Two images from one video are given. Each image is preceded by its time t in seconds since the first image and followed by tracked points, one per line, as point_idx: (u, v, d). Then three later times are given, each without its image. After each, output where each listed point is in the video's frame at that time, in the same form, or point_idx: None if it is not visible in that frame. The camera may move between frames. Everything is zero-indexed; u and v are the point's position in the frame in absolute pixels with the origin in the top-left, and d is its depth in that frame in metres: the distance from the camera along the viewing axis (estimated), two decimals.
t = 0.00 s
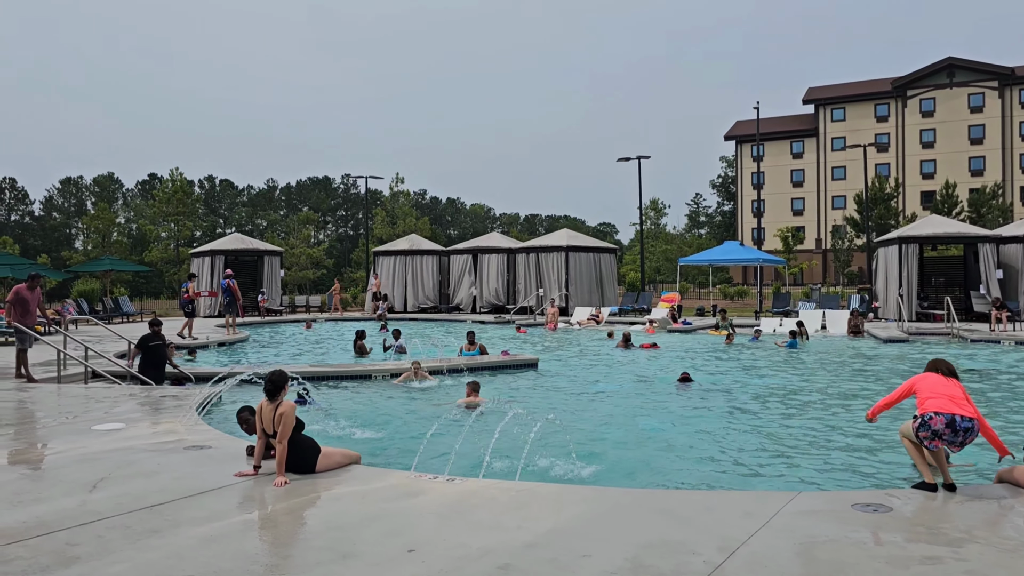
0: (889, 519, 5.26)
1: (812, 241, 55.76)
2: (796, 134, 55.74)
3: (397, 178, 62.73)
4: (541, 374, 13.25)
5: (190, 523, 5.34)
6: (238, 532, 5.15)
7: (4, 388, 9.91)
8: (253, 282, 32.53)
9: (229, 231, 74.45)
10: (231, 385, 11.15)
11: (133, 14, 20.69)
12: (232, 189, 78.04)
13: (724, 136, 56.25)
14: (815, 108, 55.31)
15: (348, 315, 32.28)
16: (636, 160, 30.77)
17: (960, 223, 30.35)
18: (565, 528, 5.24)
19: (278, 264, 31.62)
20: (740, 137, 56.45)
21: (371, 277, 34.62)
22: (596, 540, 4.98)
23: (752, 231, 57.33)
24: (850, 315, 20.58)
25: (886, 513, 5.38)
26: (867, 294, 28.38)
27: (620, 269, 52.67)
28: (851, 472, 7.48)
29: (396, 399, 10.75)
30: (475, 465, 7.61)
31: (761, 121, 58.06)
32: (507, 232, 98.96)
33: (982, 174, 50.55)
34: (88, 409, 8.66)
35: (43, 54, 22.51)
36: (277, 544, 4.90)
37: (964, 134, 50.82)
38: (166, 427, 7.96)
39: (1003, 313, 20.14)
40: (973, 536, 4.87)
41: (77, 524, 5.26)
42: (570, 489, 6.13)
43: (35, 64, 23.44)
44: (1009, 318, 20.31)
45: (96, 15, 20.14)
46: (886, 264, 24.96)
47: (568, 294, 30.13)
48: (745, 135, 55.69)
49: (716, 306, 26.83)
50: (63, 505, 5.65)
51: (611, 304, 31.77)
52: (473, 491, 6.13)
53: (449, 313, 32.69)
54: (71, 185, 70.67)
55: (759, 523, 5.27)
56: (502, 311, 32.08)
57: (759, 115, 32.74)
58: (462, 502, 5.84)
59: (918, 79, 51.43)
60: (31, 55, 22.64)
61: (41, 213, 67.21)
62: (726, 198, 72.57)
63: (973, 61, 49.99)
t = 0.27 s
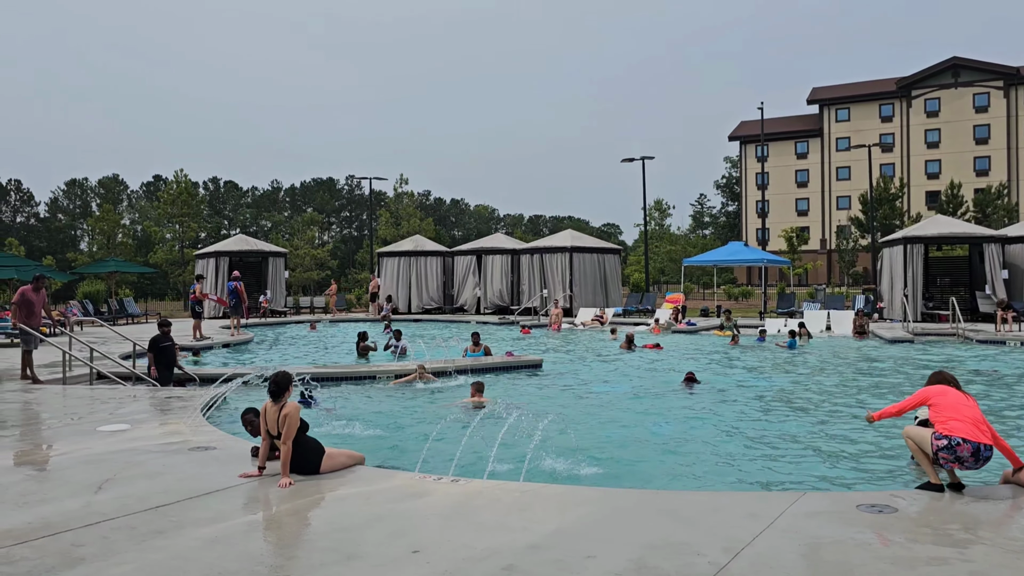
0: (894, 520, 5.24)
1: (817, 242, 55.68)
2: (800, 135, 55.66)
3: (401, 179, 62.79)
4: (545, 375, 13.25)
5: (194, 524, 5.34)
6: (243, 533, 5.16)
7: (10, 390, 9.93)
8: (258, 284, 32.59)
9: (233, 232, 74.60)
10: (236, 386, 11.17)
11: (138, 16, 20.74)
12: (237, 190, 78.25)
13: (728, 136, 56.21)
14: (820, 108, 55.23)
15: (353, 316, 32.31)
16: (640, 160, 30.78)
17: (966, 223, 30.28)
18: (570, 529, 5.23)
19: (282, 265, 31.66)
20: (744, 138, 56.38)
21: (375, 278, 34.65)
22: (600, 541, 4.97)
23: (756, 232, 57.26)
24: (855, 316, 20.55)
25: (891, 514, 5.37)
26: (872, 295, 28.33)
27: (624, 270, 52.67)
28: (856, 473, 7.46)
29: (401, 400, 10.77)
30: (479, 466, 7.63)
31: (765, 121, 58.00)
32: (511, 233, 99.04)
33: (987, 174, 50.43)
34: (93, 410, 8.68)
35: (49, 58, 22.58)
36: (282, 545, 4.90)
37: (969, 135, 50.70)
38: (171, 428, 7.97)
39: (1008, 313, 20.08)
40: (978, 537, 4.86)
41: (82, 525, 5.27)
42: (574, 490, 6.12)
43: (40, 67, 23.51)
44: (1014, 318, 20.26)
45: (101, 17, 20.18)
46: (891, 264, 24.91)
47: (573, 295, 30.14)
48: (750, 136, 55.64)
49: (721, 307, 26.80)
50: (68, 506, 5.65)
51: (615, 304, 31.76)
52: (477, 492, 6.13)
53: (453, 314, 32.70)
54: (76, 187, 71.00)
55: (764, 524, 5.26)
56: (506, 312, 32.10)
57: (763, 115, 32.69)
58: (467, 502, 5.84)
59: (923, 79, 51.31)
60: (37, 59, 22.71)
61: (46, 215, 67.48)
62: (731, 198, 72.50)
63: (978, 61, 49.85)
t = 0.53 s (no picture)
0: (899, 519, 5.22)
1: (820, 241, 55.61)
2: (803, 133, 55.60)
3: (403, 179, 62.82)
4: (549, 374, 13.24)
5: (198, 523, 5.35)
6: (247, 532, 5.16)
7: (14, 389, 9.95)
8: (261, 283, 32.64)
9: (237, 232, 74.78)
10: (239, 385, 11.17)
11: (141, 15, 20.75)
12: (240, 190, 78.43)
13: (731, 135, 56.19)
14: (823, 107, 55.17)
15: (356, 315, 32.35)
16: (644, 160, 30.80)
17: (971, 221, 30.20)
18: (573, 528, 5.23)
19: (286, 265, 31.70)
20: (747, 137, 56.33)
21: (378, 277, 34.68)
22: (604, 540, 4.98)
23: (759, 231, 57.21)
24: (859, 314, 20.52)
25: (895, 513, 5.36)
26: (876, 293, 28.29)
27: (627, 269, 52.70)
28: (859, 471, 7.46)
29: (404, 399, 10.77)
30: (483, 465, 7.64)
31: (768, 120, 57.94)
32: (514, 232, 99.11)
33: (991, 173, 50.34)
34: (97, 409, 8.69)
35: (53, 60, 22.62)
36: (286, 544, 4.91)
37: (973, 133, 50.61)
38: (175, 427, 7.98)
39: (1013, 312, 20.05)
40: (981, 536, 4.85)
41: (87, 524, 5.28)
42: (578, 489, 6.12)
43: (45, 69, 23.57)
44: (1019, 317, 20.21)
45: (104, 17, 20.20)
46: (895, 262, 24.86)
47: (576, 294, 30.14)
48: (753, 135, 55.61)
49: (724, 305, 26.78)
50: (72, 505, 5.66)
51: (619, 303, 31.77)
52: (481, 491, 6.12)
53: (456, 313, 32.72)
54: (80, 187, 71.22)
55: (768, 523, 5.25)
56: (510, 312, 32.11)
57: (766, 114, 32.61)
58: (471, 501, 5.84)
59: (926, 78, 51.23)
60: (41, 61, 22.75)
61: (50, 214, 67.73)
62: (734, 198, 72.45)
63: (981, 59, 49.76)
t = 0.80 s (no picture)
0: (900, 517, 5.22)
1: (823, 239, 55.56)
2: (805, 132, 55.53)
3: (405, 177, 62.81)
4: (550, 373, 13.24)
5: (200, 521, 5.35)
6: (249, 530, 5.16)
7: (17, 387, 9.97)
8: (263, 282, 32.66)
9: (239, 231, 74.90)
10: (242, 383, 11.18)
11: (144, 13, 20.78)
12: (242, 189, 78.52)
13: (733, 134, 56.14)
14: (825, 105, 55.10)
15: (358, 313, 32.37)
16: (645, 158, 30.81)
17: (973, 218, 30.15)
18: (575, 526, 5.23)
19: (288, 264, 31.72)
20: (749, 135, 56.27)
21: (380, 276, 34.69)
22: (606, 538, 4.97)
23: (762, 230, 57.16)
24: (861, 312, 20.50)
25: (897, 511, 5.35)
26: (878, 291, 28.28)
27: (629, 267, 52.70)
28: (861, 469, 7.45)
29: (406, 397, 10.76)
30: (485, 463, 7.62)
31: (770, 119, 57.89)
32: (515, 231, 99.15)
33: (993, 171, 50.24)
34: (99, 408, 8.70)
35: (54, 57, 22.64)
36: (288, 542, 4.91)
37: (975, 131, 50.51)
38: (177, 426, 7.99)
39: (1016, 310, 20.01)
40: (984, 534, 4.84)
41: (89, 522, 5.29)
42: (580, 487, 6.13)
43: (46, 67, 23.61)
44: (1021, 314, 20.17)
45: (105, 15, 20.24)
46: (897, 260, 24.81)
47: (578, 293, 30.15)
48: (755, 133, 55.56)
49: (726, 304, 26.77)
50: (75, 503, 5.67)
51: (620, 302, 31.77)
52: (482, 489, 6.12)
53: (459, 312, 32.73)
54: (82, 186, 71.34)
55: (769, 521, 5.25)
56: (511, 310, 32.11)
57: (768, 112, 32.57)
58: (473, 499, 5.84)
59: (929, 76, 51.13)
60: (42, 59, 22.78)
61: (53, 213, 67.91)
62: (736, 196, 72.40)
63: (984, 57, 49.65)
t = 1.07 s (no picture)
0: (902, 515, 5.22)
1: (824, 238, 55.54)
2: (806, 130, 55.50)
3: (406, 176, 62.80)
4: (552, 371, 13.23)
5: (202, 520, 5.35)
6: (251, 528, 5.17)
7: (20, 386, 9.98)
8: (265, 281, 32.66)
9: (240, 230, 74.94)
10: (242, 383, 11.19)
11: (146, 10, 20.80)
12: (243, 188, 78.57)
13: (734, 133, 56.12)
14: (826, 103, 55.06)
15: (360, 312, 32.36)
16: (647, 156, 30.81)
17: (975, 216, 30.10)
18: (577, 525, 5.23)
19: (289, 262, 31.74)
20: (750, 134, 56.25)
21: (381, 275, 34.68)
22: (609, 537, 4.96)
23: (763, 229, 57.13)
24: (862, 311, 20.49)
25: (899, 509, 5.35)
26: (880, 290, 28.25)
27: (631, 266, 52.72)
28: (862, 468, 7.44)
29: (407, 396, 10.76)
30: (487, 462, 7.62)
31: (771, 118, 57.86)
32: (517, 230, 99.17)
33: (995, 169, 50.18)
34: (101, 407, 8.71)
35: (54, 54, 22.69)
36: (290, 541, 4.91)
37: (977, 130, 50.44)
38: (179, 425, 7.99)
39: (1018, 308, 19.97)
40: (986, 532, 4.84)
41: (92, 521, 5.30)
42: (581, 486, 6.13)
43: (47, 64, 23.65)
44: None
45: (105, 11, 20.24)
46: (899, 259, 24.78)
47: (579, 291, 30.15)
48: (756, 132, 55.54)
49: (727, 302, 26.76)
50: (77, 502, 5.68)
51: (622, 300, 31.76)
52: (484, 488, 6.12)
53: (460, 311, 32.74)
54: (83, 185, 71.37)
55: (771, 520, 5.25)
56: (513, 309, 32.11)
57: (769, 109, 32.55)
58: (474, 498, 5.84)
59: (930, 74, 51.07)
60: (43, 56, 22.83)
61: (54, 212, 68.02)
62: (737, 195, 72.37)
63: (986, 54, 49.58)
